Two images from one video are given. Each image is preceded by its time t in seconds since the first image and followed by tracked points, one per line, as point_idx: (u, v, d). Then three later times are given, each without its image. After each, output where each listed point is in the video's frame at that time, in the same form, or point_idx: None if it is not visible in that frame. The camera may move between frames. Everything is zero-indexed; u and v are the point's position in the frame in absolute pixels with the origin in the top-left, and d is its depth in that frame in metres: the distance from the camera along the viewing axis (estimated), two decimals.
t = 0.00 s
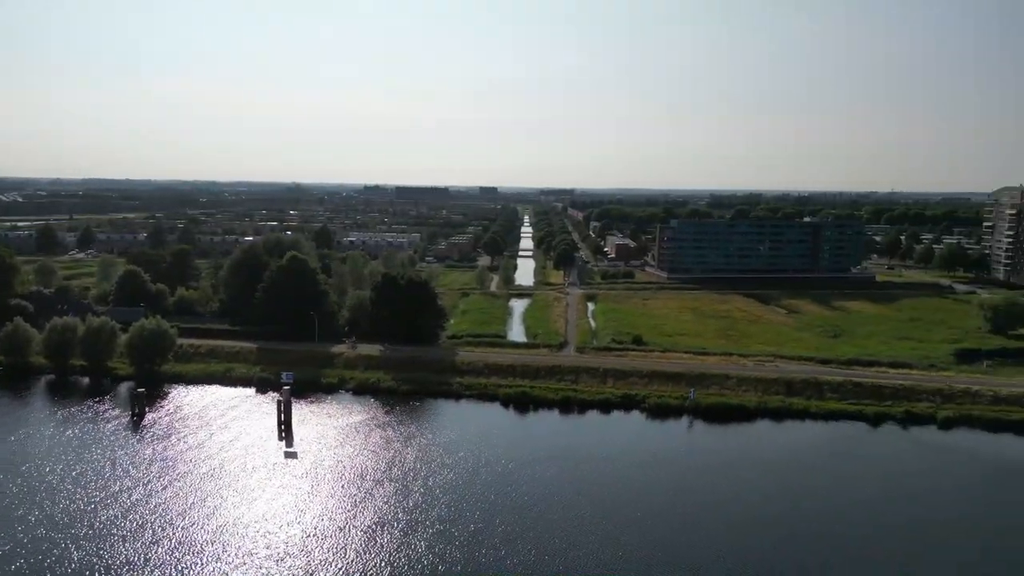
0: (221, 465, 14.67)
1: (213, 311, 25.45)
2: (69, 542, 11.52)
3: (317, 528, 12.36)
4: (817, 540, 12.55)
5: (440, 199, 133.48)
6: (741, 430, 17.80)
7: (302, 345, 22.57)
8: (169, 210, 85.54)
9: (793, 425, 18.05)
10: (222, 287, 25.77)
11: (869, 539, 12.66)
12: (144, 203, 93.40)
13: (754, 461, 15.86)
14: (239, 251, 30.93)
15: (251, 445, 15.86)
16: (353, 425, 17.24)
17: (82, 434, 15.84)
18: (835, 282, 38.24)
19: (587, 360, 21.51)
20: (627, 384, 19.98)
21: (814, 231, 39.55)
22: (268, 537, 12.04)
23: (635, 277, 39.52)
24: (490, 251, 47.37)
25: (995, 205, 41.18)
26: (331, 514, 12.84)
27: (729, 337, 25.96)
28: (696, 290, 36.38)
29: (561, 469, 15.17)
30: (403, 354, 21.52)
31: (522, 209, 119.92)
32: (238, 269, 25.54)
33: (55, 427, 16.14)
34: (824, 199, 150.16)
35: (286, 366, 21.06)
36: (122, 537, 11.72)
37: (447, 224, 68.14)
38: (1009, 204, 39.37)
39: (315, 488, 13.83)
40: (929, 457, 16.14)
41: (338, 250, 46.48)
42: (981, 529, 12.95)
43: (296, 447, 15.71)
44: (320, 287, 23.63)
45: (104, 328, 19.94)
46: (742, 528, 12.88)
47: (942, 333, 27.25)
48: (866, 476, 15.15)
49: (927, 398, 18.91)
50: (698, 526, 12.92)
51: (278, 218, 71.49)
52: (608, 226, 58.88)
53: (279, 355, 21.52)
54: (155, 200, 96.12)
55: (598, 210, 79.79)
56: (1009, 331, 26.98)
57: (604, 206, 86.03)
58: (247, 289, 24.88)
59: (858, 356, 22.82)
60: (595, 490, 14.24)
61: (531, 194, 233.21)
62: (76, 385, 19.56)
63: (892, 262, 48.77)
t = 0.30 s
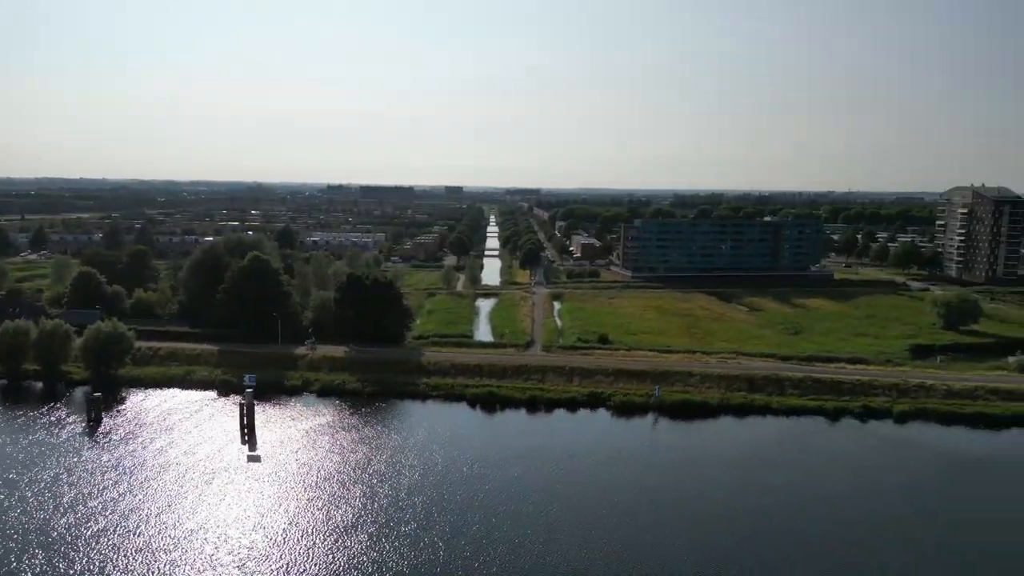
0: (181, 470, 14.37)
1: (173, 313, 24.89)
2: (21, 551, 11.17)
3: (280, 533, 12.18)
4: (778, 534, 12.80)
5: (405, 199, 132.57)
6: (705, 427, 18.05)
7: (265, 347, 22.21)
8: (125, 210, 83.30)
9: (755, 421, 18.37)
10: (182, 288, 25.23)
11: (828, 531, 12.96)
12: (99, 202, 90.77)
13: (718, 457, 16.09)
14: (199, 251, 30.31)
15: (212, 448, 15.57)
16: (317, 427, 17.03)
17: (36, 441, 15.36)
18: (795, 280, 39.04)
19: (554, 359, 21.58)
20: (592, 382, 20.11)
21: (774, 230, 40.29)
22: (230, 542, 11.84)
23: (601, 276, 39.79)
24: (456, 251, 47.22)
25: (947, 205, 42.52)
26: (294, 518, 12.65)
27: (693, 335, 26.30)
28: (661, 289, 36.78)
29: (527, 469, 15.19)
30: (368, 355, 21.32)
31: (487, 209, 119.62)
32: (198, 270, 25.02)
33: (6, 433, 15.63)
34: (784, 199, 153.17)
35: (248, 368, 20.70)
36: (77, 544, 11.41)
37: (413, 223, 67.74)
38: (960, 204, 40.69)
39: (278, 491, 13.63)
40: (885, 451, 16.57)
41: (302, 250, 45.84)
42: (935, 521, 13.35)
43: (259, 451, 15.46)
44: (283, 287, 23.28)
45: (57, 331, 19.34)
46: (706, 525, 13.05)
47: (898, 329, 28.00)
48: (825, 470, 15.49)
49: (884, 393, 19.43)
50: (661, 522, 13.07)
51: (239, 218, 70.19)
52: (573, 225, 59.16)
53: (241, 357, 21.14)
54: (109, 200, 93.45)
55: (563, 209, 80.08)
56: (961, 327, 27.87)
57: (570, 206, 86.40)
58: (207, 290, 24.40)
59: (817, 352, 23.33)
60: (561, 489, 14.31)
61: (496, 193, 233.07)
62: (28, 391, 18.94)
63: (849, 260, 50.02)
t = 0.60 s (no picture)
0: (147, 474, 14.10)
1: (139, 314, 24.40)
2: None
3: (249, 537, 12.03)
4: (747, 531, 12.97)
5: (377, 198, 131.65)
6: (677, 424, 18.21)
7: (235, 348, 21.90)
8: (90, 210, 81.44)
9: (726, 418, 18.59)
10: (148, 289, 24.78)
11: (795, 527, 13.18)
12: (62, 201, 88.67)
13: (689, 455, 16.26)
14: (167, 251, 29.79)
15: (181, 452, 15.30)
16: (289, 429, 16.83)
17: None
18: (764, 279, 39.62)
19: (527, 358, 21.62)
20: (566, 380, 20.18)
21: (744, 229, 40.85)
22: (198, 547, 11.65)
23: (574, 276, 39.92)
24: (429, 251, 47.06)
25: (911, 204, 43.49)
26: (264, 522, 12.49)
27: (665, 333, 26.55)
28: (633, 288, 37.04)
29: (501, 468, 15.20)
30: (340, 356, 21.14)
31: (460, 208, 119.32)
32: (166, 270, 24.60)
33: None
34: (753, 198, 155.28)
35: (218, 370, 20.38)
36: (39, 552, 11.14)
37: (385, 223, 67.35)
38: (923, 203, 41.67)
39: (249, 495, 13.44)
40: (853, 446, 16.89)
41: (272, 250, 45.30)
42: (900, 516, 13.63)
43: (229, 453, 15.24)
44: (253, 287, 23.03)
45: (19, 334, 18.84)
46: (677, 522, 13.17)
47: (864, 325, 28.58)
48: (794, 466, 15.74)
49: (851, 388, 19.81)
50: (634, 521, 13.17)
51: (208, 218, 69.06)
52: (546, 225, 59.31)
53: (209, 359, 20.80)
54: (73, 199, 91.26)
55: (536, 209, 80.23)
56: (924, 324, 28.53)
57: (542, 205, 86.42)
58: (175, 291, 24.01)
59: (787, 349, 23.70)
60: (534, 488, 14.35)
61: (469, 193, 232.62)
62: None
63: (816, 258, 50.88)
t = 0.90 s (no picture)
0: (109, 480, 13.79)
1: (100, 316, 23.88)
2: None
3: (215, 542, 11.84)
4: (715, 528, 13.14)
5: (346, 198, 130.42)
6: (646, 423, 18.36)
7: (200, 350, 21.54)
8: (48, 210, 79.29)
9: (694, 415, 18.83)
10: (109, 290, 24.25)
11: (762, 523, 13.41)
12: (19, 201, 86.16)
13: (658, 453, 16.41)
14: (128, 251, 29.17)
15: (144, 457, 14.98)
16: (256, 432, 16.59)
17: None
18: (731, 277, 40.20)
19: (498, 358, 21.65)
20: (537, 380, 20.23)
21: (711, 228, 41.41)
22: (162, 554, 11.44)
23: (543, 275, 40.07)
24: (399, 250, 46.82)
25: (872, 204, 44.51)
26: (230, 527, 12.29)
27: (634, 331, 26.80)
28: (602, 287, 37.30)
29: (471, 469, 15.19)
30: (309, 357, 20.92)
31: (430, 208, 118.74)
32: (127, 271, 24.09)
33: None
34: (720, 198, 157.11)
35: (182, 373, 20.02)
36: None
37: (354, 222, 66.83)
38: (884, 203, 42.69)
39: (214, 499, 13.22)
40: (817, 442, 17.23)
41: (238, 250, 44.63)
42: (863, 511, 13.93)
43: (194, 457, 14.97)
44: (218, 287, 22.68)
45: None
46: (646, 521, 13.28)
47: (828, 323, 29.17)
48: (761, 463, 16.01)
49: (816, 384, 20.21)
50: (605, 520, 13.26)
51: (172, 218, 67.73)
52: (516, 224, 59.41)
53: (173, 361, 20.42)
54: (29, 199, 88.70)
55: (506, 208, 80.29)
56: (886, 320, 29.22)
57: (512, 205, 86.51)
58: (137, 292, 23.53)
59: (753, 346, 24.08)
60: (505, 488, 14.37)
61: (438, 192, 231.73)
62: None
63: (781, 257, 51.76)
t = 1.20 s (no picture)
0: (79, 484, 13.53)
1: (69, 318, 23.44)
2: None
3: (188, 545, 11.69)
4: (690, 525, 13.27)
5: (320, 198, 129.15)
6: (623, 421, 18.47)
7: (172, 351, 21.21)
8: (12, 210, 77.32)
9: (669, 413, 18.99)
10: (78, 291, 23.79)
11: (736, 519, 13.57)
12: None
13: (634, 451, 16.53)
14: (97, 251, 28.64)
15: (115, 461, 14.72)
16: (229, 435, 16.39)
17: None
18: (706, 276, 40.58)
19: (475, 357, 21.64)
20: (514, 379, 20.25)
21: (686, 227, 41.74)
22: (133, 559, 11.26)
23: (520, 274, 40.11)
24: (374, 250, 46.51)
25: (842, 203, 45.24)
26: (204, 530, 12.14)
27: (610, 330, 26.94)
28: (578, 286, 37.43)
29: (448, 469, 15.17)
30: (284, 358, 20.72)
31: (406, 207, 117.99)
32: (96, 272, 23.65)
33: None
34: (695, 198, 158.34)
35: (154, 375, 19.70)
36: None
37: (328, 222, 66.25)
38: (854, 203, 43.43)
39: (187, 503, 13.05)
40: (790, 438, 17.48)
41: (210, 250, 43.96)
42: (834, 507, 14.16)
43: (166, 460, 14.76)
44: (190, 288, 22.37)
45: None
46: (623, 520, 13.36)
47: (800, 321, 29.58)
48: (734, 460, 16.21)
49: (789, 381, 20.50)
50: (581, 519, 13.33)
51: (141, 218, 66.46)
52: (492, 224, 59.36)
53: (145, 364, 20.08)
54: None
55: (482, 208, 80.16)
56: (857, 318, 29.71)
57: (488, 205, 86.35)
58: (107, 293, 23.11)
59: (728, 344, 24.34)
60: (482, 488, 14.38)
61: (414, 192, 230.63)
62: None
63: (755, 256, 52.36)
